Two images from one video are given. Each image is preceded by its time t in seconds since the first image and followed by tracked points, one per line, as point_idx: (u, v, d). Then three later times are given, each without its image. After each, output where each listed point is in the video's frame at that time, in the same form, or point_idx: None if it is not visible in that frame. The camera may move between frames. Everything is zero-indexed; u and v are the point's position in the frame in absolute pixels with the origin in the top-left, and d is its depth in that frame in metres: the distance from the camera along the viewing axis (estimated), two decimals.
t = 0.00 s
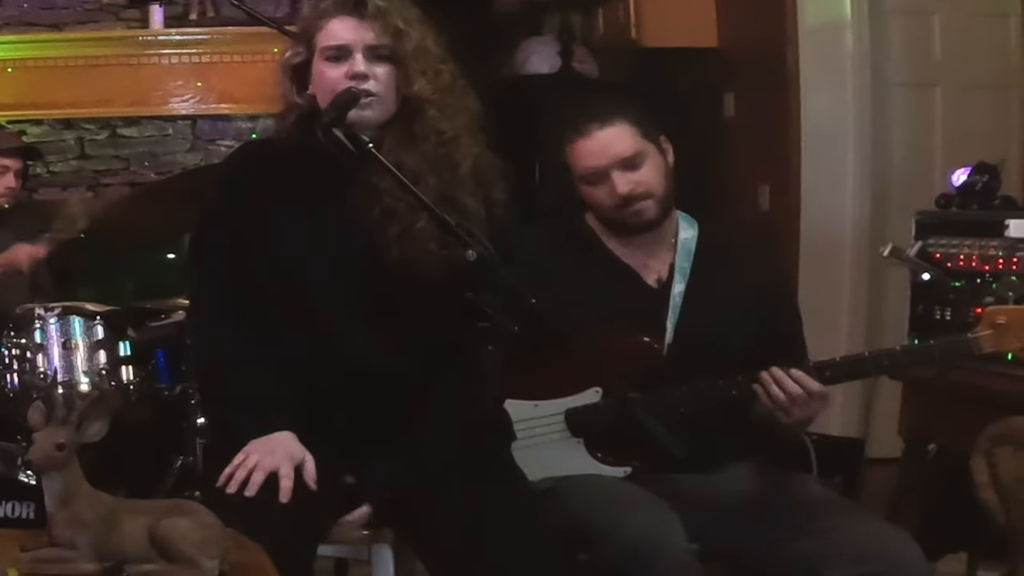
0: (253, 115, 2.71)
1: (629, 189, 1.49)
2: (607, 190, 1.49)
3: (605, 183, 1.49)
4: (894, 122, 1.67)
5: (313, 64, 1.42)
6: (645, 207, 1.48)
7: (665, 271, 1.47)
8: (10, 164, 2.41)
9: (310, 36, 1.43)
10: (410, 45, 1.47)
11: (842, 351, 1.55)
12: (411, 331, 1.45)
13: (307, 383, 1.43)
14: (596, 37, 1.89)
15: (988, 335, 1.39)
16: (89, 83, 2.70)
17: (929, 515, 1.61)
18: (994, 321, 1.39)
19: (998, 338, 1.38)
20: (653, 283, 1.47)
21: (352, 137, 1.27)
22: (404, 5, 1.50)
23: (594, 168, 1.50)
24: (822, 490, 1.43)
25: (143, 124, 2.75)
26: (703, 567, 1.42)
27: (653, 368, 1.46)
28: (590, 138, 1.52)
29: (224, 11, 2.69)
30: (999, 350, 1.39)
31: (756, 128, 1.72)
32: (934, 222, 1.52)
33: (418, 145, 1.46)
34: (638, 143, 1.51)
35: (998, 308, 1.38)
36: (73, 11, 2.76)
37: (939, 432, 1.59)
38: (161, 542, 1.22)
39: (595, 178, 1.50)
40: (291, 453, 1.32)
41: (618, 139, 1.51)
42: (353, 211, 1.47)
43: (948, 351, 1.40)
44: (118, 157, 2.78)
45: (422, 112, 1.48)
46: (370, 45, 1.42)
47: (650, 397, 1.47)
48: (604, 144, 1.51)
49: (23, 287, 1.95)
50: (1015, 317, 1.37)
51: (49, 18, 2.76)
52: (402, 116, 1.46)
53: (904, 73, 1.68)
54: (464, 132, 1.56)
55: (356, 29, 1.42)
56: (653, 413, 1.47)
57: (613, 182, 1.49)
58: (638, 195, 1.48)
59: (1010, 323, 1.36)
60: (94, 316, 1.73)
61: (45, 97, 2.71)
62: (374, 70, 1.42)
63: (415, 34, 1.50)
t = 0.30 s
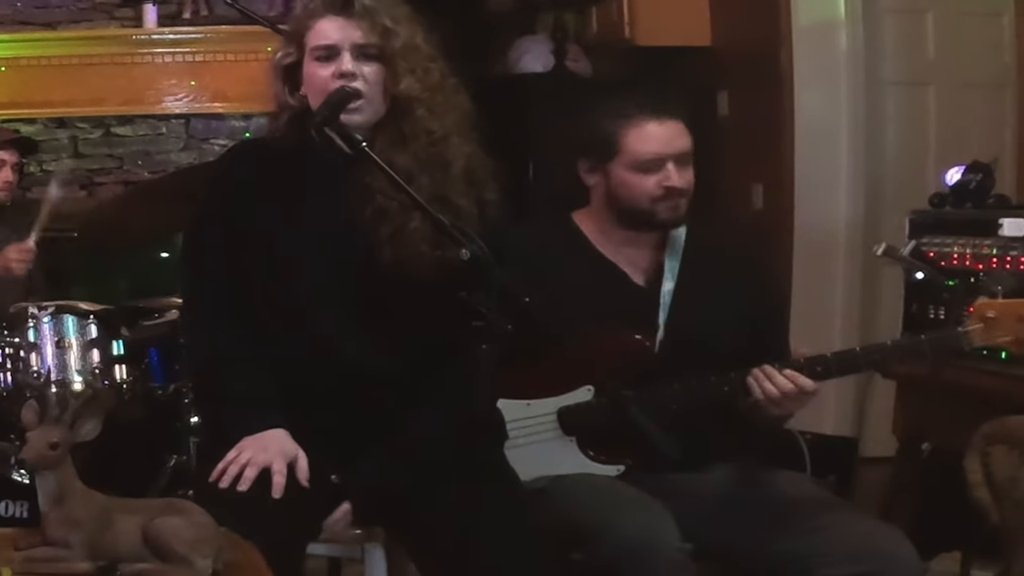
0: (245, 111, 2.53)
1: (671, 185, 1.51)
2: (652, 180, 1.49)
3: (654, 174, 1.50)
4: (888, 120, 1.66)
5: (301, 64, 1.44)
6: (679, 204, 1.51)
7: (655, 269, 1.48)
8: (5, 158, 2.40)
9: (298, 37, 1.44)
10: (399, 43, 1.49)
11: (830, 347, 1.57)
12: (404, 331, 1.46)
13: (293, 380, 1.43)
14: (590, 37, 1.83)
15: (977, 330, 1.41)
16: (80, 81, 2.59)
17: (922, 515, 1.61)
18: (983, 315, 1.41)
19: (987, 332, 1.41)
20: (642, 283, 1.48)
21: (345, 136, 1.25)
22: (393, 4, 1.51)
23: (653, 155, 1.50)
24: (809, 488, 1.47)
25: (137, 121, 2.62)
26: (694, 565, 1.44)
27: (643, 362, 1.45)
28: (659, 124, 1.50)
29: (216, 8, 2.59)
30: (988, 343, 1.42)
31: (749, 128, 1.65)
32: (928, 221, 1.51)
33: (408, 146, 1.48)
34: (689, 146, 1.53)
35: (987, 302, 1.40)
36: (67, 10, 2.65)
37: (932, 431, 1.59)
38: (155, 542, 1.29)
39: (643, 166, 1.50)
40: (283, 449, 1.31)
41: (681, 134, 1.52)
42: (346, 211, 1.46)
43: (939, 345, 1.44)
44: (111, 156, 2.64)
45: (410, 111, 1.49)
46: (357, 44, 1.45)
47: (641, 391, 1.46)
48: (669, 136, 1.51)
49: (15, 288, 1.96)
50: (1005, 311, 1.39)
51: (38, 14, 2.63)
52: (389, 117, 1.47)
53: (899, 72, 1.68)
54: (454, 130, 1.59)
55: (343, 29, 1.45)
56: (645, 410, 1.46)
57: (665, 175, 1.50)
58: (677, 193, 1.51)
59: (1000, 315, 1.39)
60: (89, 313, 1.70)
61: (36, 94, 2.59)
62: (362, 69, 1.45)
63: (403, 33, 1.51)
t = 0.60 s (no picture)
0: (240, 111, 2.47)
1: (648, 183, 1.49)
2: (630, 177, 1.49)
3: (632, 171, 1.49)
4: (880, 117, 1.66)
5: (297, 62, 1.43)
6: (655, 203, 1.50)
7: (648, 268, 1.49)
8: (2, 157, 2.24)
9: (293, 36, 1.43)
10: (394, 42, 1.46)
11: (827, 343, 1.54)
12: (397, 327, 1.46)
13: (287, 376, 1.44)
14: (585, 36, 1.91)
15: (969, 327, 1.40)
16: (74, 79, 2.47)
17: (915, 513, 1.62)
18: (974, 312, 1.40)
19: (979, 331, 1.39)
20: (636, 283, 1.48)
21: (338, 134, 1.25)
22: (387, 0, 1.48)
23: (633, 152, 1.49)
24: (803, 487, 1.47)
25: (130, 121, 2.52)
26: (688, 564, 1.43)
27: (634, 362, 1.47)
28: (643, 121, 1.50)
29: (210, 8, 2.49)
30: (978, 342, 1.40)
31: (746, 125, 1.74)
32: (921, 220, 1.52)
33: (402, 143, 1.48)
34: (678, 147, 1.52)
35: (979, 300, 1.39)
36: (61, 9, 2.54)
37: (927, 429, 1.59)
38: (147, 541, 1.21)
39: (623, 162, 1.49)
40: (277, 449, 1.34)
41: (668, 133, 1.51)
42: (340, 209, 1.46)
43: (931, 342, 1.41)
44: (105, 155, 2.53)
45: (405, 109, 1.49)
46: (352, 44, 1.43)
47: (635, 390, 1.47)
48: (653, 135, 1.50)
49: (9, 286, 1.95)
50: (996, 308, 1.37)
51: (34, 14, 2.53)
52: (385, 114, 1.47)
53: (893, 70, 1.67)
54: (448, 127, 1.56)
55: (337, 27, 1.42)
56: (639, 409, 1.47)
57: (643, 173, 1.49)
58: (654, 193, 1.49)
59: (991, 313, 1.37)
60: (82, 312, 1.66)
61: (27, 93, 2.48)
62: (357, 66, 1.44)
63: (397, 31, 1.47)
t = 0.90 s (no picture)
0: (235, 112, 2.44)
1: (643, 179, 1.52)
2: (625, 174, 1.52)
3: (626, 168, 1.52)
4: (873, 115, 1.65)
5: (291, 59, 1.44)
6: (652, 199, 1.52)
7: (643, 267, 1.50)
8: None
9: (288, 34, 1.44)
10: (387, 38, 1.48)
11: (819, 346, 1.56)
12: (394, 327, 1.45)
13: (285, 377, 1.44)
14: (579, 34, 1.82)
15: (965, 330, 1.41)
16: (67, 76, 2.46)
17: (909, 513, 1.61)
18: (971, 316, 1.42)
19: (975, 334, 1.41)
20: (630, 281, 1.50)
21: (331, 132, 1.25)
22: None
23: (623, 148, 1.52)
24: (798, 487, 1.48)
25: (123, 120, 2.50)
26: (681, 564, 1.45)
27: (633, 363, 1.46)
28: (632, 118, 1.54)
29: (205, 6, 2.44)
30: (976, 345, 1.42)
31: (737, 125, 1.66)
32: (915, 219, 1.52)
33: (396, 141, 1.47)
34: (667, 141, 1.55)
35: (976, 303, 1.41)
36: (53, 6, 2.49)
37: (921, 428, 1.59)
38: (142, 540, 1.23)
39: (616, 159, 1.53)
40: (271, 447, 1.33)
41: (657, 127, 1.54)
42: (332, 209, 1.45)
43: (926, 343, 1.45)
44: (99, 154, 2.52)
45: (399, 105, 1.48)
46: (346, 40, 1.44)
47: (630, 390, 1.47)
48: (642, 130, 1.53)
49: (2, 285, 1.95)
50: (993, 311, 1.40)
51: (27, 12, 2.50)
52: (378, 112, 1.47)
53: (887, 70, 1.67)
54: (442, 124, 1.55)
55: (332, 23, 1.44)
56: (634, 409, 1.47)
57: (638, 168, 1.52)
58: (650, 188, 1.52)
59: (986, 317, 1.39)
60: (76, 312, 1.66)
61: (23, 93, 2.47)
62: (353, 62, 1.45)
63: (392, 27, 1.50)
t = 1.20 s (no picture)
0: (226, 109, 2.19)
1: (635, 181, 1.54)
2: (619, 174, 1.53)
3: (618, 169, 1.54)
4: (866, 114, 1.63)
5: (282, 58, 1.47)
6: (643, 201, 1.53)
7: (635, 269, 1.49)
8: None
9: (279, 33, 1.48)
10: (378, 35, 1.52)
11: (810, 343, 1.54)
12: (388, 327, 1.45)
13: (278, 377, 1.44)
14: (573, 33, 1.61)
15: (958, 328, 1.45)
16: (62, 74, 2.43)
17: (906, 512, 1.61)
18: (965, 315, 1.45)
19: (969, 332, 1.45)
20: (622, 280, 1.49)
21: (325, 131, 1.27)
22: None
23: (617, 150, 1.54)
24: (791, 485, 1.48)
25: (118, 118, 2.42)
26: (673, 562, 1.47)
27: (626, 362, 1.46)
28: (625, 119, 1.54)
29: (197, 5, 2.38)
30: (969, 343, 1.45)
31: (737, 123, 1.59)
32: (908, 217, 1.53)
33: (388, 137, 1.47)
34: (662, 144, 1.55)
35: (969, 301, 1.44)
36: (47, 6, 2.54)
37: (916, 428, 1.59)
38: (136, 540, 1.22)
39: (609, 161, 1.53)
40: (264, 446, 1.36)
41: (652, 130, 1.54)
42: (325, 208, 1.44)
43: (918, 343, 1.47)
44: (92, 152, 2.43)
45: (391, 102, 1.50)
46: (337, 37, 1.48)
47: (623, 389, 1.45)
48: (637, 132, 1.53)
49: None
50: (985, 310, 1.43)
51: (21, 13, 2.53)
52: (372, 110, 1.48)
53: (881, 68, 1.66)
54: (433, 124, 1.61)
55: (325, 21, 1.48)
56: (627, 409, 1.45)
57: (630, 171, 1.54)
58: (641, 190, 1.54)
59: (979, 315, 1.43)
60: (69, 310, 1.69)
61: (16, 91, 2.45)
62: (344, 60, 1.48)
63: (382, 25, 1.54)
